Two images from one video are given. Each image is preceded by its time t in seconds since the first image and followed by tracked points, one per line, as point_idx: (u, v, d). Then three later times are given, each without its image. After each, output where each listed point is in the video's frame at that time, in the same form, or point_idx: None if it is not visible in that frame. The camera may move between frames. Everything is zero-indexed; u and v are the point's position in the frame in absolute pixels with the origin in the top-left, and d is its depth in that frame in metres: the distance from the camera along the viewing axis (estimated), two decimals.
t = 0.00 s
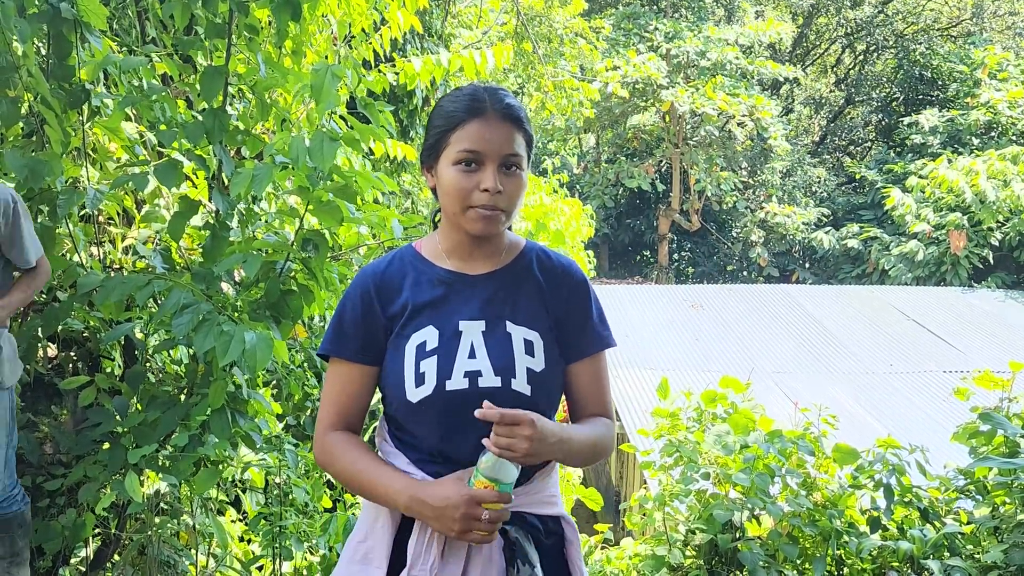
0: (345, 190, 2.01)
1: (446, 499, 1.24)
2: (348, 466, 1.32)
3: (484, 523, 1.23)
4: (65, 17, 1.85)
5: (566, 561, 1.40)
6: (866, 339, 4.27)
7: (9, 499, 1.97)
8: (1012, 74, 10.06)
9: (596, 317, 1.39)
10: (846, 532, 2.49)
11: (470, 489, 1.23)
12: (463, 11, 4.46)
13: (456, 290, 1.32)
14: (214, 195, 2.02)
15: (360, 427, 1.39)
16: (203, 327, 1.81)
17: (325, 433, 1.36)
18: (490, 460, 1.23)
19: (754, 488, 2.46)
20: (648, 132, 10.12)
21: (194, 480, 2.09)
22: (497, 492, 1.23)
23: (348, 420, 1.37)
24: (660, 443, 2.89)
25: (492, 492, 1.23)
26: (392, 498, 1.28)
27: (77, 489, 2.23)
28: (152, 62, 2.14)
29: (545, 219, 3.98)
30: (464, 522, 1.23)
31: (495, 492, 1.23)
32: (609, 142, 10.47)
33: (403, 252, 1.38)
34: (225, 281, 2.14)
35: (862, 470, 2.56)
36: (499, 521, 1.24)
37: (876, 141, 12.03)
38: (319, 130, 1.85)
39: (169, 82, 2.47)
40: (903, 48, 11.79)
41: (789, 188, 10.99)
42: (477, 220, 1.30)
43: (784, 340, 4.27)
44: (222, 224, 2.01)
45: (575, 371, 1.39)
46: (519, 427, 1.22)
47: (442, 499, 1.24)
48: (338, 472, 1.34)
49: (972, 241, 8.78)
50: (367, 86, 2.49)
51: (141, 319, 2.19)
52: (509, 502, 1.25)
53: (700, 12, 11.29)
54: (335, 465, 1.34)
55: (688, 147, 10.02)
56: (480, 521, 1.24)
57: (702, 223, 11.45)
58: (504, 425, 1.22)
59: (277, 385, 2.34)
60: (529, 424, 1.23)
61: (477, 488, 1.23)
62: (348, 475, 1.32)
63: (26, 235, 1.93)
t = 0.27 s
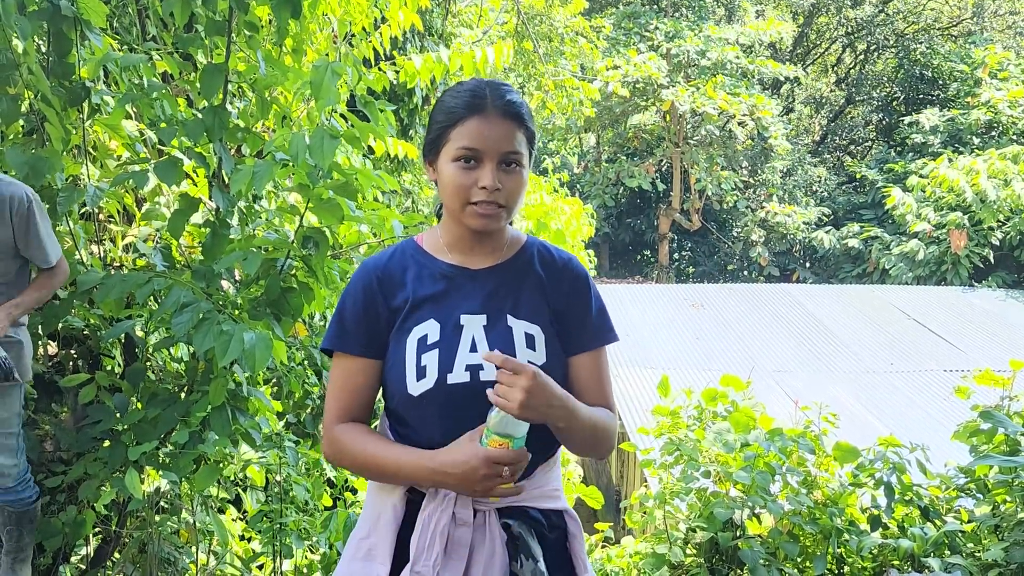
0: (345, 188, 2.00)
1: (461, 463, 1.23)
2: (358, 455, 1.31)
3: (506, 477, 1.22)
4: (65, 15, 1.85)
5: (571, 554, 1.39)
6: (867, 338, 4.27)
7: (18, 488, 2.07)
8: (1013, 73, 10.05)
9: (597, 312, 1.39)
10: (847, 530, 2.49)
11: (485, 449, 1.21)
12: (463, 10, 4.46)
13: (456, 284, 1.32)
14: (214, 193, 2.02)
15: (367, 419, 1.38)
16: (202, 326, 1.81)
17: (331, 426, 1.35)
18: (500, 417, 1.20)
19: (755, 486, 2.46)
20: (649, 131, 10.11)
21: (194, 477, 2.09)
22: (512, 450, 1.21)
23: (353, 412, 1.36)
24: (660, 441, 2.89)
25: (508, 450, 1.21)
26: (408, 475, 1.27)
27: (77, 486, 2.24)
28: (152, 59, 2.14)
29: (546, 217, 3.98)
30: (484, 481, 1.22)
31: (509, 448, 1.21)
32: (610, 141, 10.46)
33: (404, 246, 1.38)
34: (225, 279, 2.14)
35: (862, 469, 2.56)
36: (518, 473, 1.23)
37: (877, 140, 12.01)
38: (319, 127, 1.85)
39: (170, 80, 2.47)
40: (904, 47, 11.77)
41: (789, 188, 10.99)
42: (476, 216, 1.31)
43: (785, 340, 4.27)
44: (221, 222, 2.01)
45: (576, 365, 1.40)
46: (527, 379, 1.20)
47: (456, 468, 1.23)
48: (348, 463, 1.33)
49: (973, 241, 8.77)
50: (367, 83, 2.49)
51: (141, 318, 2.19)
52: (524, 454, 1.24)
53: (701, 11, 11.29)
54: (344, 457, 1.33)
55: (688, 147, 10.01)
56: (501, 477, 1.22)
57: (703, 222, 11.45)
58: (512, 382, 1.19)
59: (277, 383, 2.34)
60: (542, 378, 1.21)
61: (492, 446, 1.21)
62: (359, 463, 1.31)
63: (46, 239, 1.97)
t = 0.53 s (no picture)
0: (345, 183, 2.00)
1: (457, 458, 1.23)
2: (363, 444, 1.31)
3: (487, 489, 1.21)
4: (65, 10, 1.85)
5: (575, 547, 1.38)
6: (867, 336, 4.27)
7: (18, 483, 2.09)
8: (1014, 71, 10.05)
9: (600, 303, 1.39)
10: (847, 526, 2.48)
11: (482, 455, 1.21)
12: (464, 7, 4.46)
13: (459, 275, 1.31)
14: (214, 188, 2.03)
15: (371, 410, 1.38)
16: (203, 321, 1.81)
17: (335, 418, 1.35)
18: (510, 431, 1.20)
19: (755, 482, 2.46)
20: (649, 129, 10.11)
21: (194, 473, 2.09)
22: (502, 464, 1.20)
23: (356, 403, 1.35)
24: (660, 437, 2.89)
25: (498, 463, 1.20)
26: (412, 463, 1.28)
27: (77, 482, 2.24)
28: (152, 55, 2.14)
29: (546, 214, 3.98)
30: (469, 483, 1.22)
31: (500, 463, 1.20)
32: (610, 139, 10.46)
33: (406, 237, 1.38)
34: (225, 274, 2.14)
35: (862, 465, 2.55)
36: (505, 493, 1.22)
37: (878, 138, 12.01)
38: (319, 122, 1.85)
39: (170, 75, 2.47)
40: (904, 45, 11.77)
41: (790, 186, 10.99)
42: (476, 204, 1.30)
43: (786, 337, 4.26)
44: (222, 217, 2.02)
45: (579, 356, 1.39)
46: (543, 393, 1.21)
47: (461, 456, 1.23)
48: (354, 453, 1.33)
49: (973, 238, 8.78)
50: (367, 79, 2.49)
51: (141, 313, 2.19)
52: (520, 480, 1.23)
53: (701, 9, 11.29)
54: (349, 447, 1.33)
55: (688, 145, 10.01)
56: (483, 486, 1.22)
57: (703, 221, 11.45)
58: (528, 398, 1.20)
59: (278, 378, 2.34)
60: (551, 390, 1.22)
61: (489, 455, 1.21)
62: (364, 453, 1.31)
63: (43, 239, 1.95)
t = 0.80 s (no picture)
0: (345, 176, 2.00)
1: (447, 450, 1.23)
2: (360, 439, 1.32)
3: (464, 484, 1.21)
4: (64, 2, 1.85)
5: (574, 542, 1.38)
6: (867, 329, 4.27)
7: (14, 478, 2.05)
8: (1015, 64, 10.02)
9: (597, 297, 1.38)
10: (847, 520, 2.48)
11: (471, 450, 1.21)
12: None
13: (456, 269, 1.31)
14: (213, 181, 2.02)
15: (369, 402, 1.38)
16: (203, 313, 1.81)
17: (331, 413, 1.35)
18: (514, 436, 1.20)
19: (755, 476, 2.46)
20: (650, 123, 10.09)
21: (195, 466, 2.09)
22: (483, 462, 1.20)
23: (352, 398, 1.36)
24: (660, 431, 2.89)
25: (478, 460, 1.20)
26: (406, 457, 1.28)
27: (78, 476, 2.24)
28: (152, 47, 2.13)
29: (546, 207, 3.97)
30: (448, 475, 1.22)
31: (480, 460, 1.19)
32: (611, 133, 10.45)
33: (403, 230, 1.37)
34: (225, 267, 2.13)
35: (862, 459, 2.55)
36: (480, 493, 1.21)
37: (879, 131, 11.98)
38: (318, 114, 1.85)
39: (169, 68, 2.47)
40: (905, 38, 11.74)
41: (790, 179, 10.98)
42: (473, 197, 1.30)
43: (786, 331, 4.26)
44: (221, 210, 2.02)
45: (577, 350, 1.39)
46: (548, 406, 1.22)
47: (453, 450, 1.23)
48: (351, 448, 1.34)
49: (974, 232, 8.77)
50: (367, 71, 2.49)
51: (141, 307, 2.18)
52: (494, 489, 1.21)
53: (702, 2, 11.26)
54: (347, 442, 1.34)
55: (689, 138, 9.98)
56: (461, 480, 1.21)
57: (703, 214, 11.44)
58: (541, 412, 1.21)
59: (278, 371, 2.34)
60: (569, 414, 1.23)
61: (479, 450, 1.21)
62: (361, 447, 1.32)
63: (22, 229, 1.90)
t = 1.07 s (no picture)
0: (345, 169, 2.00)
1: (451, 451, 1.23)
2: (356, 435, 1.32)
3: (477, 483, 1.21)
4: None
5: (572, 539, 1.38)
6: (867, 321, 4.27)
7: (13, 474, 2.01)
8: (1017, 55, 9.99)
9: (596, 294, 1.38)
10: (847, 512, 2.49)
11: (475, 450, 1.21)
12: None
13: (454, 266, 1.31)
14: (213, 174, 2.02)
15: (364, 401, 1.39)
16: (203, 307, 1.81)
17: (327, 409, 1.35)
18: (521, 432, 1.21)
19: (755, 468, 2.47)
20: (650, 114, 10.06)
21: (196, 459, 2.09)
22: (494, 462, 1.20)
23: (349, 395, 1.36)
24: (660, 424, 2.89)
25: (490, 460, 1.20)
26: (405, 455, 1.28)
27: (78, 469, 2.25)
28: (151, 40, 2.12)
29: (546, 199, 3.96)
30: (460, 475, 1.21)
31: (492, 460, 1.20)
32: (612, 124, 10.43)
33: (401, 227, 1.37)
34: (225, 261, 2.13)
35: (862, 451, 2.56)
36: (494, 490, 1.22)
37: (880, 123, 11.94)
38: (318, 107, 1.84)
39: (169, 60, 2.46)
40: (907, 29, 11.70)
41: (791, 171, 10.97)
42: (469, 194, 1.29)
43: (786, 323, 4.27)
44: (221, 203, 2.01)
45: (575, 347, 1.39)
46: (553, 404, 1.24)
47: (454, 449, 1.23)
48: (347, 445, 1.33)
49: (975, 224, 8.76)
50: (367, 64, 2.48)
51: (141, 300, 2.18)
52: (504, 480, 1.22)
53: None
54: (341, 438, 1.33)
55: (690, 130, 9.95)
56: (473, 479, 1.21)
57: (704, 206, 11.42)
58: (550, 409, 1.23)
59: (278, 364, 2.34)
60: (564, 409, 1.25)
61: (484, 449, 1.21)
62: (357, 444, 1.32)
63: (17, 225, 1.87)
